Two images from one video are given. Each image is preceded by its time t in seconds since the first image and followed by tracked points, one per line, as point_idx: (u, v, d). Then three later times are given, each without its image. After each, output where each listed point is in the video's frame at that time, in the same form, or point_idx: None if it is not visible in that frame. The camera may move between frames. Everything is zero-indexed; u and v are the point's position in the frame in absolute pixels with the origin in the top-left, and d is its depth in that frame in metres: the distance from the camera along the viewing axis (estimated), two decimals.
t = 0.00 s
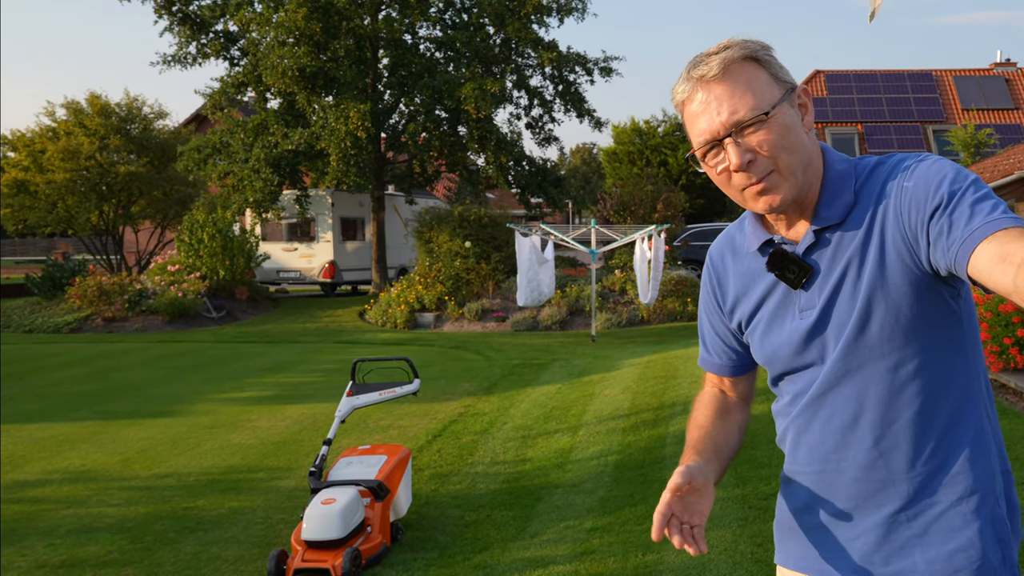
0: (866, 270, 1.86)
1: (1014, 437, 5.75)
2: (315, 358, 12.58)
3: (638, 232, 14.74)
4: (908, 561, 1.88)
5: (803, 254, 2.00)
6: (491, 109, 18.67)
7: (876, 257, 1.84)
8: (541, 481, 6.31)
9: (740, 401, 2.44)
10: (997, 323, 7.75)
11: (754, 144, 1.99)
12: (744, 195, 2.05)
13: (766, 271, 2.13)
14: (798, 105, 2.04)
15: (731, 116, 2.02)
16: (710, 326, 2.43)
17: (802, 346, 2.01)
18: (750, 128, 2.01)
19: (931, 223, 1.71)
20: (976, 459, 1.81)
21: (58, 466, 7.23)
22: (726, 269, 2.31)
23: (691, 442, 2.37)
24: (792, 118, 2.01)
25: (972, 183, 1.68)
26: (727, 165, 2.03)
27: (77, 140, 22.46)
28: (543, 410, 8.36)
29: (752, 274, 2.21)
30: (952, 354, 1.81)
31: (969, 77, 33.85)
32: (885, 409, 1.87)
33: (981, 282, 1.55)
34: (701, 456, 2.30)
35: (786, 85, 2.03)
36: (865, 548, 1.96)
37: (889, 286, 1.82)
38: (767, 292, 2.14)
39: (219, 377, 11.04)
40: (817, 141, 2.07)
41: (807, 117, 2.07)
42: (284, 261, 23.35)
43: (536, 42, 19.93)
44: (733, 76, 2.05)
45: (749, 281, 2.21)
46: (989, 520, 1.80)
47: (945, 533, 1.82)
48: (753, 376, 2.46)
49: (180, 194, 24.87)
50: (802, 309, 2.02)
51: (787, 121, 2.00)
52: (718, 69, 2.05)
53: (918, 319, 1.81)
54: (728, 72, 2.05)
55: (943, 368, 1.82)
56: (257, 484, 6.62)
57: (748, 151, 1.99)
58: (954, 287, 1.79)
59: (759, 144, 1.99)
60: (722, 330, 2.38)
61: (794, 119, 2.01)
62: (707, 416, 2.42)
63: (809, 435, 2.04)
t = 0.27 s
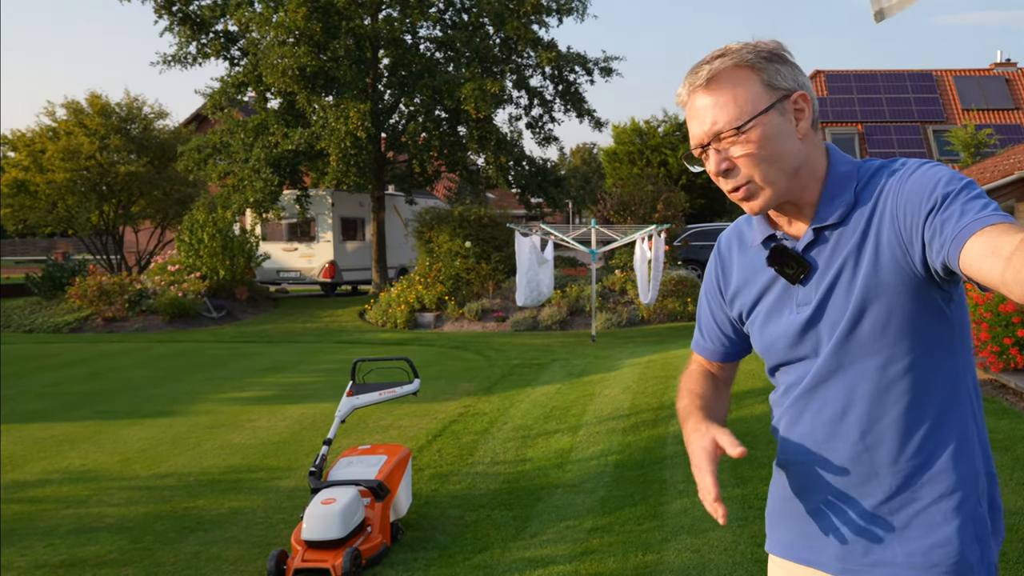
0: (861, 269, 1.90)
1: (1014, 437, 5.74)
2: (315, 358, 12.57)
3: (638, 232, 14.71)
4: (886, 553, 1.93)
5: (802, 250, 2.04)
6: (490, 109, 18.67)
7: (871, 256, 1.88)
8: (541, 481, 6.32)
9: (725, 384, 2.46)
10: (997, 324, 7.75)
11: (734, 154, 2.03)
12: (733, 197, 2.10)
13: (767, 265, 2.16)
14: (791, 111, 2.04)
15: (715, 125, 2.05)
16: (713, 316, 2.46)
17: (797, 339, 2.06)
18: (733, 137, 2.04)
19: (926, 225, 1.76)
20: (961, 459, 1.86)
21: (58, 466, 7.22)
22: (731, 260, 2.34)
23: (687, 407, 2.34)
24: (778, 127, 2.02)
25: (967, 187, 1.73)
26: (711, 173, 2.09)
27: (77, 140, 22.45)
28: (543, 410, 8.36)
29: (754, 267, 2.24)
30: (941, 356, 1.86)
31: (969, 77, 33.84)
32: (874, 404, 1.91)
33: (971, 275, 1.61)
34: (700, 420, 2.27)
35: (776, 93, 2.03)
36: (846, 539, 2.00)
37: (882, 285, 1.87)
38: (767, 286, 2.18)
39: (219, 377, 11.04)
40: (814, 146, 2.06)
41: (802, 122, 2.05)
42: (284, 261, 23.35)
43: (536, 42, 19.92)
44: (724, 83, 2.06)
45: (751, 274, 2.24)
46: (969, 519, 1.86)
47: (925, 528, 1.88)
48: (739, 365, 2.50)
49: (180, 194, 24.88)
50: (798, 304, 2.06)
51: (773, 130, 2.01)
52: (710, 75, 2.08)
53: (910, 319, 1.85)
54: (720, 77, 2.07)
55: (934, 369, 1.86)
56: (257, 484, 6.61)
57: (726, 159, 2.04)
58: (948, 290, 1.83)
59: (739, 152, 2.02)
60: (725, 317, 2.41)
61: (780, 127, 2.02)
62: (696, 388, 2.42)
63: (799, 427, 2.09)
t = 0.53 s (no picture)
0: (854, 267, 1.91)
1: (1014, 437, 5.75)
2: (315, 358, 12.57)
3: (638, 232, 14.69)
4: (862, 549, 1.94)
5: (800, 247, 2.05)
6: (490, 110, 18.68)
7: (864, 256, 1.88)
8: (541, 481, 6.32)
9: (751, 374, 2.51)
10: (997, 324, 7.75)
11: (719, 158, 2.08)
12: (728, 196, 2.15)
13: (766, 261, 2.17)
14: (784, 118, 2.04)
15: (707, 129, 2.10)
16: (720, 309, 2.48)
17: (788, 333, 2.06)
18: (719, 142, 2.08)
19: (921, 225, 1.76)
20: (942, 462, 1.87)
21: (58, 466, 7.23)
22: (738, 254, 2.35)
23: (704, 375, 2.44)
24: (766, 133, 2.03)
25: (964, 190, 1.73)
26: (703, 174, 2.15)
27: (77, 140, 22.46)
28: (543, 410, 8.37)
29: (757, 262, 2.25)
30: (928, 359, 1.86)
31: (969, 77, 33.83)
32: (859, 401, 1.92)
33: (964, 272, 1.62)
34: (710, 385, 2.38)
35: (765, 101, 2.04)
36: (824, 533, 2.01)
37: (871, 283, 1.87)
38: (766, 281, 2.19)
39: (219, 377, 11.04)
40: (810, 150, 2.05)
41: (796, 129, 2.04)
42: (284, 261, 23.36)
43: (535, 42, 19.92)
44: (719, 88, 2.10)
45: (754, 269, 2.26)
46: (946, 522, 1.87)
47: (902, 527, 1.89)
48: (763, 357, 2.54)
49: (180, 194, 24.88)
50: (794, 299, 2.06)
51: (762, 136, 2.03)
52: (709, 80, 2.12)
53: (899, 320, 1.85)
54: (717, 82, 2.11)
55: (920, 371, 1.87)
56: (257, 484, 6.62)
57: (713, 163, 2.09)
58: (940, 294, 1.84)
59: (727, 156, 2.07)
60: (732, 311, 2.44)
61: (766, 135, 2.03)
62: (718, 368, 2.50)
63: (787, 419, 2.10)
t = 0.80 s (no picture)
0: (850, 265, 1.91)
1: (1014, 437, 5.74)
2: (315, 358, 12.58)
3: (638, 232, 14.66)
4: (851, 546, 1.95)
5: (800, 244, 2.05)
6: (490, 109, 18.68)
7: (860, 254, 1.88)
8: (541, 481, 6.32)
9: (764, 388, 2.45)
10: (997, 324, 7.75)
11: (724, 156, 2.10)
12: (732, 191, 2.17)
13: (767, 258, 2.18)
14: (786, 117, 2.04)
15: (712, 125, 2.12)
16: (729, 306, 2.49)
17: (786, 329, 2.07)
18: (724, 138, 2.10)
19: (917, 224, 1.76)
20: (933, 462, 1.87)
21: (58, 466, 7.22)
22: (744, 254, 2.36)
23: (705, 429, 2.46)
24: (768, 132, 2.05)
25: (961, 191, 1.73)
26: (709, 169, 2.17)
27: (77, 140, 22.46)
28: (543, 410, 8.36)
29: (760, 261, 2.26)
30: (923, 358, 1.86)
31: (969, 77, 33.84)
32: (853, 399, 1.92)
33: (959, 270, 1.61)
34: (705, 444, 2.40)
35: (770, 99, 2.05)
36: (816, 529, 2.02)
37: (867, 282, 1.87)
38: (769, 278, 2.19)
39: (219, 377, 11.04)
40: (813, 150, 2.05)
41: (798, 126, 2.04)
42: (284, 261, 23.35)
43: (535, 41, 19.91)
44: (725, 85, 2.12)
45: (759, 264, 2.26)
46: (935, 524, 1.87)
47: (892, 526, 1.89)
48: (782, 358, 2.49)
49: (180, 194, 24.89)
50: (793, 296, 2.06)
51: (764, 133, 2.05)
52: (714, 77, 2.14)
53: (894, 319, 1.85)
54: (722, 79, 2.13)
55: (914, 371, 1.86)
56: (257, 484, 6.62)
57: (719, 159, 2.11)
58: (935, 296, 1.83)
59: (730, 153, 2.09)
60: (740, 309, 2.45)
61: (771, 132, 2.05)
62: (727, 408, 2.48)
63: (784, 415, 2.10)
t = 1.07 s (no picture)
0: (850, 265, 1.91)
1: (1015, 437, 5.74)
2: (315, 358, 12.57)
3: (638, 232, 14.68)
4: (855, 545, 1.95)
5: (800, 245, 2.06)
6: (490, 109, 18.68)
7: (860, 254, 1.88)
8: (541, 481, 6.32)
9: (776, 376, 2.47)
10: (997, 324, 7.75)
11: (745, 146, 2.05)
12: (741, 187, 2.11)
13: (768, 259, 2.19)
14: (801, 110, 2.05)
15: (727, 118, 2.07)
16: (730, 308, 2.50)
17: (789, 329, 2.07)
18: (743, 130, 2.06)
19: (915, 223, 1.76)
20: (936, 462, 1.86)
21: (58, 466, 7.22)
22: (744, 256, 2.37)
23: (721, 420, 2.49)
24: (786, 124, 2.03)
25: (959, 189, 1.72)
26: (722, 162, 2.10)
27: (77, 140, 22.46)
28: (543, 410, 8.36)
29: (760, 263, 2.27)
30: (927, 357, 1.85)
31: (969, 77, 33.85)
32: (855, 398, 1.92)
33: (957, 268, 1.61)
34: (722, 434, 2.44)
35: (790, 91, 2.05)
36: (820, 528, 2.02)
37: (867, 281, 1.87)
38: (769, 279, 2.20)
39: (219, 377, 11.04)
40: (821, 147, 2.07)
41: (812, 120, 2.05)
42: (284, 261, 23.35)
43: (535, 41, 19.91)
44: (739, 78, 2.09)
45: (760, 265, 2.26)
46: (938, 522, 1.86)
47: (896, 524, 1.89)
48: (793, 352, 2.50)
49: (180, 194, 24.90)
50: (794, 296, 2.07)
51: (782, 126, 2.03)
52: (725, 71, 2.11)
53: (896, 318, 1.85)
54: (733, 74, 2.10)
55: (917, 371, 1.86)
56: (257, 484, 6.62)
57: (737, 151, 2.05)
58: (936, 295, 1.83)
59: (750, 144, 2.04)
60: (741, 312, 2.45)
61: (790, 125, 2.04)
62: (740, 397, 2.50)
63: (787, 415, 2.11)
